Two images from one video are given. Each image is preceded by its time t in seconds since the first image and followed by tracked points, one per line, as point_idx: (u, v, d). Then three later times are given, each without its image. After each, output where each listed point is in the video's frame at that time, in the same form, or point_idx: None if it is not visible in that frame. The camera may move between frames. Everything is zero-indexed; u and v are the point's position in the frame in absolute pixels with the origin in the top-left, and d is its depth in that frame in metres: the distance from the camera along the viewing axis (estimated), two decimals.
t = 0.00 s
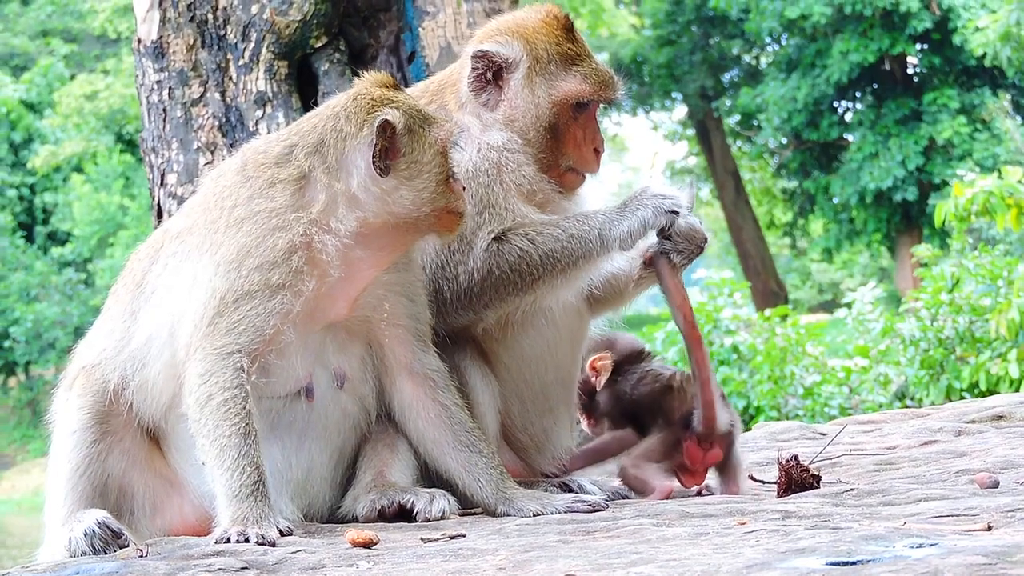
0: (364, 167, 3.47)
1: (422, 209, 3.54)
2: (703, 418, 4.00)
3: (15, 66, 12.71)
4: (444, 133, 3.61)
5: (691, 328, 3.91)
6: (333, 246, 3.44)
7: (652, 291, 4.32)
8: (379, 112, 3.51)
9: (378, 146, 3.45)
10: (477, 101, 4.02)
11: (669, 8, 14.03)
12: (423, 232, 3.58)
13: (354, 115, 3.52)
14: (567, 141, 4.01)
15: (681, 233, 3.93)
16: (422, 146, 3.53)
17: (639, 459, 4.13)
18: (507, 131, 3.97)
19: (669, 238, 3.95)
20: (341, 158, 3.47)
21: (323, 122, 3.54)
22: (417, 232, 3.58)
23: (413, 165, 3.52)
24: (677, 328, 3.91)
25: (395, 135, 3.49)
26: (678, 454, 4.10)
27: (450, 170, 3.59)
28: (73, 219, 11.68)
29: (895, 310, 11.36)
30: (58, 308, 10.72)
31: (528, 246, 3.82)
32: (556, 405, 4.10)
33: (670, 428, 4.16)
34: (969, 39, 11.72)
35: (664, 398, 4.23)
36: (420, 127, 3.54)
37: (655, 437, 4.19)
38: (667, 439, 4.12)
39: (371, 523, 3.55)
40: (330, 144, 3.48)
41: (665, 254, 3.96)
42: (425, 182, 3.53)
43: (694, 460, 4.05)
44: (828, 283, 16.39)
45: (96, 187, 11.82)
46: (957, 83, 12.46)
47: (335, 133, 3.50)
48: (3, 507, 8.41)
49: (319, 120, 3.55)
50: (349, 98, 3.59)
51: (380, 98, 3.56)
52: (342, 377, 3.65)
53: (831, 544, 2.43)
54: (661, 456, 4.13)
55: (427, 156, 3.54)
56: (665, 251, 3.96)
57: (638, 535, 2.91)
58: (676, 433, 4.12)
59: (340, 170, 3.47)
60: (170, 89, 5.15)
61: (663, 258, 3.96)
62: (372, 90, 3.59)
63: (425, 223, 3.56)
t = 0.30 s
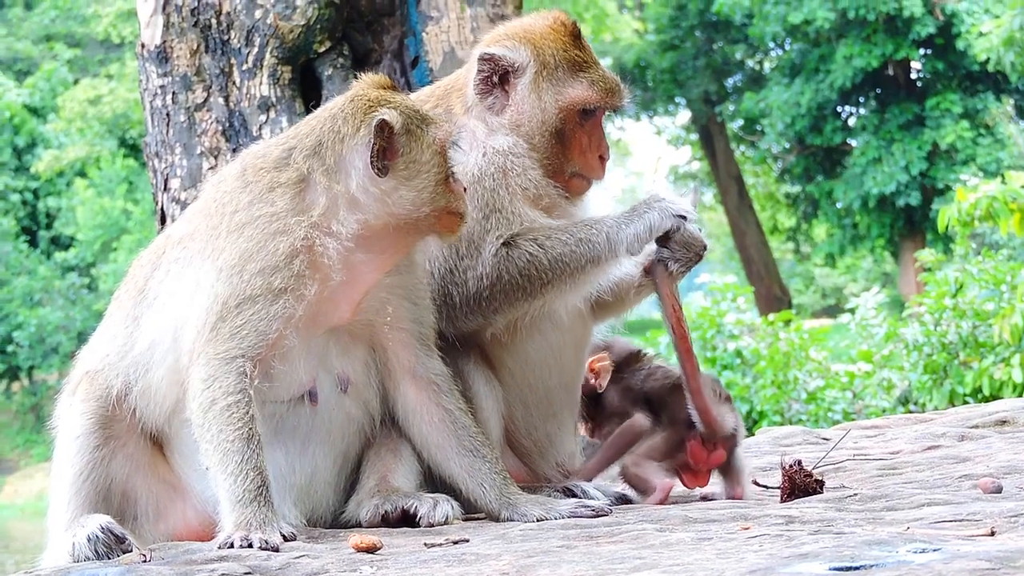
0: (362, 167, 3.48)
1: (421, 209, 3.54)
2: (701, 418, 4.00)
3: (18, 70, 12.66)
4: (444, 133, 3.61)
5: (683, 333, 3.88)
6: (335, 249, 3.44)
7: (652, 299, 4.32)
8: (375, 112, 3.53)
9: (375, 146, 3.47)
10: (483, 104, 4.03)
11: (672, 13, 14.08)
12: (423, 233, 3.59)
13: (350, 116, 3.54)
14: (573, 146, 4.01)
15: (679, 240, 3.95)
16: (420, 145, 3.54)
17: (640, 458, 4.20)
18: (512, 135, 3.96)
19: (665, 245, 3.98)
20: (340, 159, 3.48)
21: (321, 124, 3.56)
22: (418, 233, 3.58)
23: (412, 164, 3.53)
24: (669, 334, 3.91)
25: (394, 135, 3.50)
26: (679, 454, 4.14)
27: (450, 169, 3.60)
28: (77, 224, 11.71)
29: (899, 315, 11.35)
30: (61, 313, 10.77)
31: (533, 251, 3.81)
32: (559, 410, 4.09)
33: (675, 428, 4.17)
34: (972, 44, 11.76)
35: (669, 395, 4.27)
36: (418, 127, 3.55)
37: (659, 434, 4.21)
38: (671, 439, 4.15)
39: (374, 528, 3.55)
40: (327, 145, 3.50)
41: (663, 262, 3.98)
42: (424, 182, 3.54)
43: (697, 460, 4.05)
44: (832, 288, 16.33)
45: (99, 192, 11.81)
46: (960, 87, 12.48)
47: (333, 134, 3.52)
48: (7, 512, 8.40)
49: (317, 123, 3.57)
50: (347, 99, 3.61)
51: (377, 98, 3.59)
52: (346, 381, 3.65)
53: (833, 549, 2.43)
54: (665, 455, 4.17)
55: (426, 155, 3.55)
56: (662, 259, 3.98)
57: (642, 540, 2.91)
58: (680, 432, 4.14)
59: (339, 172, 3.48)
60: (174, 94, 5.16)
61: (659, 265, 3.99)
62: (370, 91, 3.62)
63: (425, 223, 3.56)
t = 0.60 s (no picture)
0: (362, 167, 3.46)
1: (422, 209, 3.52)
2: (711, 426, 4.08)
3: (23, 75, 12.68)
4: (444, 133, 3.58)
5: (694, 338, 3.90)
6: (338, 253, 3.43)
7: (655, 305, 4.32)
8: (372, 111, 3.50)
9: (370, 145, 3.45)
10: (491, 108, 4.02)
11: (677, 17, 14.05)
12: (426, 235, 3.57)
13: (348, 117, 3.52)
14: (579, 152, 4.01)
15: (685, 248, 3.97)
16: (420, 145, 3.50)
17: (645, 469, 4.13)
18: (519, 140, 3.96)
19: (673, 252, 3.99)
20: (340, 159, 3.47)
21: (321, 125, 3.55)
22: (420, 235, 3.56)
23: (412, 164, 3.50)
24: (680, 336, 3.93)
25: (391, 135, 3.47)
26: (686, 463, 4.16)
27: (450, 168, 3.56)
28: (82, 228, 11.72)
29: (904, 320, 11.32)
30: (65, 317, 10.81)
31: (538, 255, 3.81)
32: (564, 416, 4.08)
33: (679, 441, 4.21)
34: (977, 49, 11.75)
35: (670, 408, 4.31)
36: (418, 127, 3.51)
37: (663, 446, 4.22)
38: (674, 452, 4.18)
39: (380, 533, 3.55)
40: (328, 146, 3.49)
41: (668, 267, 4.00)
42: (424, 182, 3.51)
43: (704, 468, 4.13)
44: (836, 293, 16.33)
45: (104, 197, 11.86)
46: (965, 92, 12.53)
47: (333, 135, 3.51)
48: (12, 516, 8.38)
49: (318, 124, 3.56)
50: (347, 101, 3.60)
51: (376, 99, 3.56)
52: (351, 386, 3.65)
53: (839, 554, 2.42)
54: (670, 467, 4.18)
55: (424, 154, 3.51)
56: (668, 264, 4.00)
57: (647, 545, 2.91)
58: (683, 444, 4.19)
59: (340, 172, 3.47)
60: (179, 99, 5.16)
61: (666, 271, 4.01)
62: (370, 92, 3.60)
63: (427, 225, 3.54)
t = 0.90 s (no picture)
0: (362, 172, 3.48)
1: (419, 218, 3.51)
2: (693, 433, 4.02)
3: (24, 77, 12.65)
4: (448, 146, 3.56)
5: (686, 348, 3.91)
6: (336, 258, 3.43)
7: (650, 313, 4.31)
8: (376, 115, 3.51)
9: (369, 149, 3.45)
10: (491, 112, 4.03)
11: (678, 22, 14.06)
12: (421, 246, 3.57)
13: (352, 118, 3.54)
14: (579, 155, 4.01)
15: (682, 255, 3.98)
16: (421, 155, 3.49)
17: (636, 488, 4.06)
18: (519, 143, 3.97)
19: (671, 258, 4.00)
20: (340, 159, 3.49)
21: (325, 126, 3.57)
22: (416, 246, 3.57)
23: (411, 172, 3.49)
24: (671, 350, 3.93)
25: (392, 141, 3.47)
26: (672, 474, 4.07)
27: (450, 182, 3.55)
28: (82, 231, 11.74)
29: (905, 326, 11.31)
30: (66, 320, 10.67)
31: (538, 260, 3.81)
32: (563, 420, 4.08)
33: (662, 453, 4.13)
34: (978, 55, 11.77)
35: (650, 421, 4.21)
36: (421, 136, 3.50)
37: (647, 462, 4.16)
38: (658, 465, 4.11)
39: (379, 537, 3.54)
40: (329, 147, 3.51)
41: (664, 274, 4.02)
42: (422, 192, 3.50)
43: (688, 477, 4.03)
44: (837, 298, 16.28)
45: (105, 200, 11.83)
46: (966, 99, 12.54)
47: (335, 135, 3.53)
48: (11, 519, 8.37)
49: (322, 125, 3.58)
50: (353, 103, 3.61)
51: (382, 103, 3.57)
52: (350, 390, 3.65)
53: (838, 560, 2.42)
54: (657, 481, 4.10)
55: (424, 165, 3.50)
56: (663, 271, 4.02)
57: (647, 550, 2.90)
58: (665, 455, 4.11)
59: (340, 173, 3.49)
60: (179, 102, 5.16)
61: (662, 278, 4.03)
62: (378, 98, 3.60)
63: (422, 235, 3.54)
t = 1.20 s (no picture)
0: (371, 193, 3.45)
1: (415, 251, 3.48)
2: (692, 450, 4.10)
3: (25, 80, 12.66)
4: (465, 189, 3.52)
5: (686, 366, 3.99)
6: (336, 268, 3.42)
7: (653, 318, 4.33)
8: (401, 139, 3.49)
9: (385, 171, 3.42)
10: (494, 117, 4.03)
11: (680, 26, 14.06)
12: (411, 274, 3.55)
13: (379, 135, 3.54)
14: (581, 161, 4.01)
15: (683, 265, 4.02)
16: (434, 190, 3.46)
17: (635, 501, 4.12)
18: (522, 148, 3.97)
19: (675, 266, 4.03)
20: (355, 174, 3.49)
21: (349, 137, 3.58)
22: (408, 274, 3.55)
23: (419, 204, 3.45)
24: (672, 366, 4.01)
25: (410, 169, 3.44)
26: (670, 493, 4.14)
27: (455, 225, 3.51)
28: (83, 234, 11.78)
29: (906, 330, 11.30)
30: (67, 324, 10.79)
31: (539, 264, 3.81)
32: (564, 424, 4.08)
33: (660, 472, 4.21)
34: (980, 60, 11.78)
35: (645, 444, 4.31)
36: (440, 173, 3.47)
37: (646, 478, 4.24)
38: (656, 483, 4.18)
39: (379, 540, 3.53)
40: (347, 158, 3.52)
41: (666, 284, 4.06)
42: (425, 225, 3.46)
43: (685, 497, 4.08)
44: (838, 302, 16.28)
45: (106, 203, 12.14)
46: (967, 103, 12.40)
47: (355, 147, 3.54)
48: (12, 521, 8.37)
49: (349, 135, 3.60)
50: (383, 122, 3.60)
51: (411, 129, 3.55)
52: (351, 395, 3.64)
53: (838, 564, 2.41)
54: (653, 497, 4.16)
55: (434, 201, 3.46)
56: (665, 281, 4.06)
57: (647, 554, 2.90)
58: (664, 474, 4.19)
59: (351, 188, 3.48)
60: (181, 105, 5.17)
61: (664, 289, 4.06)
62: (410, 122, 3.59)
63: (416, 265, 3.52)
